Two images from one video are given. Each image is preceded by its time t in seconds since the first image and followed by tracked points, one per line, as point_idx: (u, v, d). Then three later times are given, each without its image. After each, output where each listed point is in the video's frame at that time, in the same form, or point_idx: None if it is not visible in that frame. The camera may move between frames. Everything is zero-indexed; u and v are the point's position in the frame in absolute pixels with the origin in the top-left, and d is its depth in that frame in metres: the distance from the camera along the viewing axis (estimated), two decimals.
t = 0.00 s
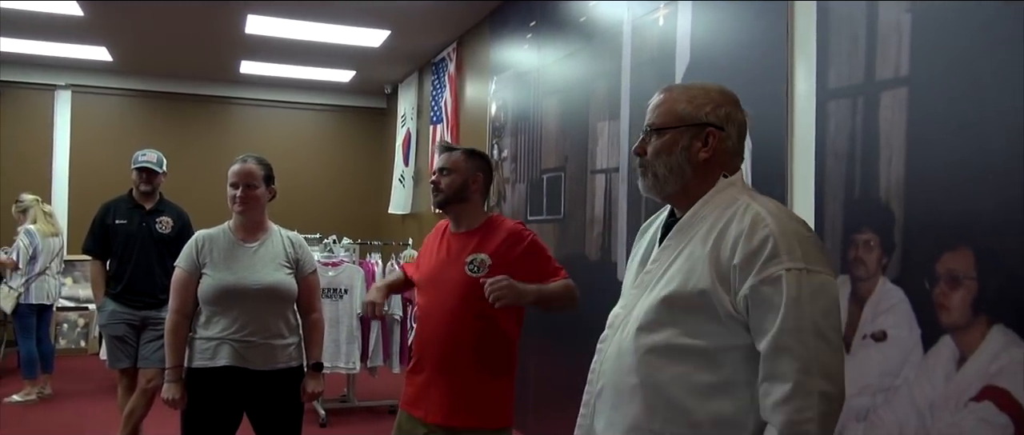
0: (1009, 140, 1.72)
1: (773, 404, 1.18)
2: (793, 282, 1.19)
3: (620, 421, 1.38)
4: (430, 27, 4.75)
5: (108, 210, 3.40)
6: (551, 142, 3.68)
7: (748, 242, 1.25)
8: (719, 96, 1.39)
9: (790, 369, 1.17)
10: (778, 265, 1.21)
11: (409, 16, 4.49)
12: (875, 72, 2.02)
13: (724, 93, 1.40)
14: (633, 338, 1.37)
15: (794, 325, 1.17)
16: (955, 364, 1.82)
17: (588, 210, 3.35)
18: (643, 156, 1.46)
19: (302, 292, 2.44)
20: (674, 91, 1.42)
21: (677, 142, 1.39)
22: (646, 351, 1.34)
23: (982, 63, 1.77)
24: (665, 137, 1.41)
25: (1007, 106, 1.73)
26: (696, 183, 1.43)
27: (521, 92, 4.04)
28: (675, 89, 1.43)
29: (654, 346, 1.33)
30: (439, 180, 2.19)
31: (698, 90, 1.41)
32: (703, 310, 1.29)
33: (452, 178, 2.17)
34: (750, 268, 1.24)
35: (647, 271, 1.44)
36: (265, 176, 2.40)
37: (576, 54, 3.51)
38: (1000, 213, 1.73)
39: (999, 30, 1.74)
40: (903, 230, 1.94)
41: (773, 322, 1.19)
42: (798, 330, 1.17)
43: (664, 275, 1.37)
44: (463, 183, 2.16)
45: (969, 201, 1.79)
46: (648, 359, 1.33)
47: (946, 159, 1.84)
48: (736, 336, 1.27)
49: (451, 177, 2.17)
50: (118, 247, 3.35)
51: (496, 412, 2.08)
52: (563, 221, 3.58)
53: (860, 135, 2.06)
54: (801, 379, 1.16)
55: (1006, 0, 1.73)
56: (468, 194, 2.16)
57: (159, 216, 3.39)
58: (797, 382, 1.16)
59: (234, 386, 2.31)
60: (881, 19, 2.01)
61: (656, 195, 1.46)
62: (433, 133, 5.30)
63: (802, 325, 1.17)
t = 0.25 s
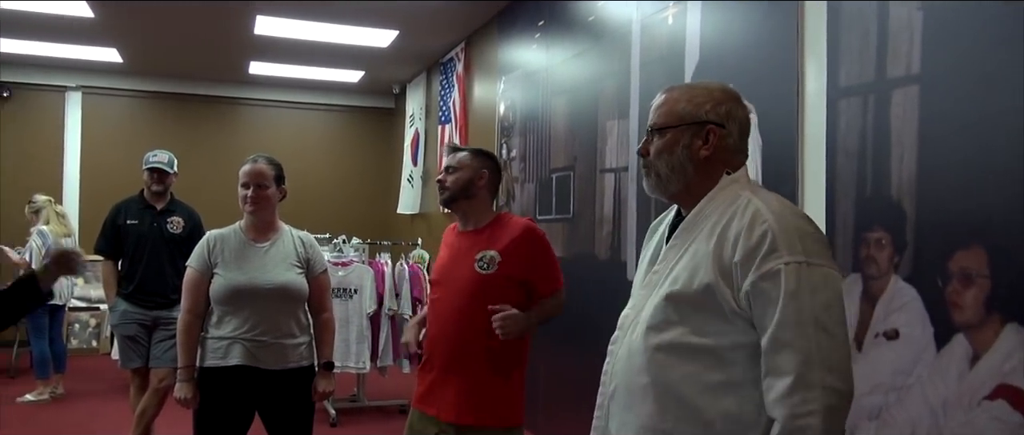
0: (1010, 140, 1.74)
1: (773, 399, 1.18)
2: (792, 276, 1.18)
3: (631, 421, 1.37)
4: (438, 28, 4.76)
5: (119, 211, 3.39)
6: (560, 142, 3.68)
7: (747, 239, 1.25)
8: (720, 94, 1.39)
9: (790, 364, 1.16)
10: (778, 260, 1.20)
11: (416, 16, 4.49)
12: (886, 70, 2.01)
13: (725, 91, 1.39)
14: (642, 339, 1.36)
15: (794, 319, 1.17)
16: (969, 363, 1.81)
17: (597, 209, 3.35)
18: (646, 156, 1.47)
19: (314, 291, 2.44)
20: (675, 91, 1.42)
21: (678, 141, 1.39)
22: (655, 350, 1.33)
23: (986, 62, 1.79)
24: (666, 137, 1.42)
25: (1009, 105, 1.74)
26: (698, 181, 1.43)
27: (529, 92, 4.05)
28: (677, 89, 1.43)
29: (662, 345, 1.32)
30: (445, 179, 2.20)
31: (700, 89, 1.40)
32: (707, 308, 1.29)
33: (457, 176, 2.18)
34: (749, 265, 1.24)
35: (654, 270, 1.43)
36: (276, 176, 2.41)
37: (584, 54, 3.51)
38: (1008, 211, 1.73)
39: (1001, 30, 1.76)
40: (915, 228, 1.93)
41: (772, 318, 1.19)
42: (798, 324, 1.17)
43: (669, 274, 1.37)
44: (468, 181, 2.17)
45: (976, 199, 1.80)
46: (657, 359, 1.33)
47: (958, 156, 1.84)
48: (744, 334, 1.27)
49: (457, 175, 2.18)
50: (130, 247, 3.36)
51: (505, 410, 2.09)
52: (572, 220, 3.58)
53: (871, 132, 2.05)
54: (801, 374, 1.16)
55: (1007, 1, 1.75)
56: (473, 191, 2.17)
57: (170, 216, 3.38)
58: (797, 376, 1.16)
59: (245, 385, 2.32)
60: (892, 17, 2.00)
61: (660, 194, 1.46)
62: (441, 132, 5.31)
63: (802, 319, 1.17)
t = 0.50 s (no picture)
0: None
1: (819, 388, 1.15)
2: (823, 266, 1.16)
3: (657, 422, 1.36)
4: (455, 27, 4.77)
5: (141, 210, 3.47)
6: (578, 140, 3.68)
7: (769, 235, 1.24)
8: (729, 91, 1.37)
9: (832, 351, 1.14)
10: (805, 251, 1.18)
11: (433, 15, 4.50)
12: (909, 66, 1.99)
13: (734, 87, 1.38)
14: (666, 340, 1.36)
15: (828, 308, 1.14)
16: (994, 363, 1.78)
17: (616, 207, 3.34)
18: (660, 157, 1.47)
19: (335, 289, 2.47)
20: (684, 91, 1.41)
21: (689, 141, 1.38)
22: (680, 350, 1.33)
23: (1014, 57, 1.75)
24: (678, 137, 1.41)
25: None
26: (714, 180, 1.41)
27: (547, 90, 4.05)
28: (686, 89, 1.42)
29: (688, 344, 1.31)
30: (460, 181, 2.18)
31: (709, 88, 1.39)
32: (731, 307, 1.28)
33: (471, 179, 2.16)
34: (773, 260, 1.23)
35: (675, 270, 1.42)
36: (296, 174, 2.43)
37: (602, 51, 3.51)
38: None
39: None
40: (940, 227, 1.91)
41: (807, 309, 1.17)
42: (834, 313, 1.14)
43: (691, 274, 1.36)
44: (482, 183, 2.15)
45: (1005, 197, 1.76)
46: (682, 359, 1.32)
47: (984, 154, 1.81)
48: (769, 333, 1.26)
49: (471, 179, 2.16)
50: (151, 246, 3.41)
51: (528, 409, 2.08)
52: (591, 219, 3.57)
53: (894, 130, 2.03)
54: (846, 362, 1.13)
55: None
56: (488, 193, 2.15)
57: (191, 215, 3.44)
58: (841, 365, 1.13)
59: (267, 383, 2.33)
60: (916, 14, 1.98)
61: (676, 195, 1.45)
62: (459, 131, 5.32)
63: (837, 307, 1.14)
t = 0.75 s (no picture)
0: None
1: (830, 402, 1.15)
2: (844, 273, 1.16)
3: (682, 426, 1.36)
4: (475, 26, 4.78)
5: (165, 209, 3.51)
6: (599, 139, 3.67)
7: (794, 238, 1.22)
8: (753, 89, 1.36)
9: (842, 362, 1.14)
10: (828, 257, 1.18)
11: (454, 14, 4.51)
12: (936, 63, 1.96)
13: (757, 86, 1.37)
14: (691, 343, 1.35)
15: (845, 316, 1.14)
16: None
17: (637, 206, 3.33)
18: (682, 157, 1.44)
19: (357, 288, 2.48)
20: (706, 90, 1.40)
21: (714, 140, 1.36)
22: (706, 353, 1.32)
23: None
24: (701, 137, 1.39)
25: None
26: (739, 180, 1.39)
27: (568, 89, 4.04)
28: (707, 87, 1.41)
29: (715, 348, 1.30)
30: (480, 185, 2.15)
31: (731, 86, 1.38)
32: (757, 309, 1.27)
33: (490, 183, 2.13)
34: (797, 263, 1.21)
35: (699, 273, 1.41)
36: (318, 173, 2.44)
37: (624, 50, 3.49)
38: None
39: None
40: (967, 226, 1.88)
41: (824, 315, 1.17)
42: (849, 322, 1.14)
43: (714, 277, 1.35)
44: (502, 186, 2.13)
45: None
46: (708, 363, 1.31)
47: (1013, 152, 1.78)
48: (797, 335, 1.25)
49: (491, 182, 2.13)
50: (175, 244, 3.44)
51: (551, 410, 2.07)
52: (612, 218, 3.56)
53: (921, 128, 2.00)
54: (856, 373, 1.13)
55: None
56: (508, 196, 2.13)
57: (214, 213, 3.47)
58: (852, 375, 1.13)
59: (290, 381, 2.34)
60: (943, 10, 1.94)
61: (699, 195, 1.43)
62: (480, 130, 5.32)
63: (853, 316, 1.14)
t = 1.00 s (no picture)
0: None
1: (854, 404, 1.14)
2: (861, 271, 1.15)
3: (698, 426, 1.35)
4: (490, 25, 4.78)
5: (182, 208, 3.53)
6: (614, 138, 3.66)
7: (810, 239, 1.22)
8: (768, 89, 1.36)
9: (867, 361, 1.13)
10: (845, 257, 1.17)
11: (468, 13, 4.51)
12: (956, 62, 1.93)
13: (773, 85, 1.36)
14: (708, 344, 1.34)
15: (866, 315, 1.13)
16: None
17: (652, 206, 3.31)
18: (697, 158, 1.43)
19: (370, 288, 2.49)
20: (723, 90, 1.39)
21: (730, 140, 1.36)
22: (722, 355, 1.31)
23: None
24: (717, 137, 1.38)
25: None
26: (755, 181, 1.38)
27: (582, 89, 4.04)
28: (724, 87, 1.40)
29: (731, 349, 1.30)
30: (494, 185, 2.15)
31: (748, 86, 1.37)
32: (774, 311, 1.26)
33: (505, 183, 2.12)
34: (814, 264, 1.21)
35: (714, 274, 1.41)
36: (332, 173, 2.45)
37: (639, 49, 3.48)
38: None
39: None
40: (987, 226, 1.85)
41: (844, 316, 1.16)
42: (871, 321, 1.13)
43: (729, 279, 1.35)
44: (516, 187, 2.12)
45: None
46: (724, 364, 1.31)
47: None
48: (817, 336, 1.24)
49: (505, 182, 2.12)
50: (192, 242, 3.47)
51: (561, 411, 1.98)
52: (626, 218, 3.55)
53: (940, 127, 1.98)
54: (882, 372, 1.11)
55: None
56: (521, 197, 2.13)
57: (230, 211, 3.49)
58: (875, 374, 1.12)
59: (301, 379, 2.35)
60: (964, 8, 1.92)
61: (714, 196, 1.42)
62: (494, 129, 5.33)
63: (875, 314, 1.13)
